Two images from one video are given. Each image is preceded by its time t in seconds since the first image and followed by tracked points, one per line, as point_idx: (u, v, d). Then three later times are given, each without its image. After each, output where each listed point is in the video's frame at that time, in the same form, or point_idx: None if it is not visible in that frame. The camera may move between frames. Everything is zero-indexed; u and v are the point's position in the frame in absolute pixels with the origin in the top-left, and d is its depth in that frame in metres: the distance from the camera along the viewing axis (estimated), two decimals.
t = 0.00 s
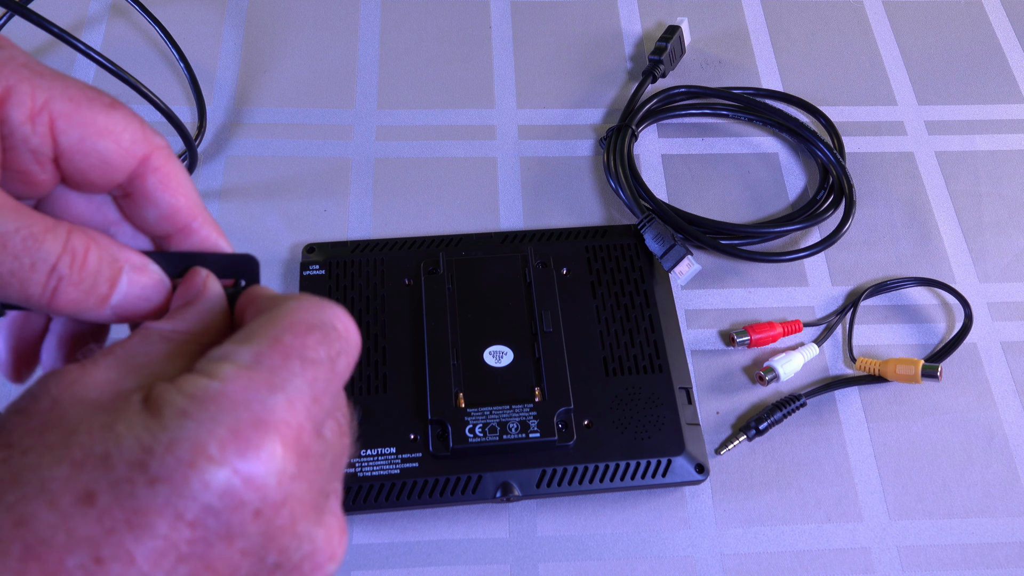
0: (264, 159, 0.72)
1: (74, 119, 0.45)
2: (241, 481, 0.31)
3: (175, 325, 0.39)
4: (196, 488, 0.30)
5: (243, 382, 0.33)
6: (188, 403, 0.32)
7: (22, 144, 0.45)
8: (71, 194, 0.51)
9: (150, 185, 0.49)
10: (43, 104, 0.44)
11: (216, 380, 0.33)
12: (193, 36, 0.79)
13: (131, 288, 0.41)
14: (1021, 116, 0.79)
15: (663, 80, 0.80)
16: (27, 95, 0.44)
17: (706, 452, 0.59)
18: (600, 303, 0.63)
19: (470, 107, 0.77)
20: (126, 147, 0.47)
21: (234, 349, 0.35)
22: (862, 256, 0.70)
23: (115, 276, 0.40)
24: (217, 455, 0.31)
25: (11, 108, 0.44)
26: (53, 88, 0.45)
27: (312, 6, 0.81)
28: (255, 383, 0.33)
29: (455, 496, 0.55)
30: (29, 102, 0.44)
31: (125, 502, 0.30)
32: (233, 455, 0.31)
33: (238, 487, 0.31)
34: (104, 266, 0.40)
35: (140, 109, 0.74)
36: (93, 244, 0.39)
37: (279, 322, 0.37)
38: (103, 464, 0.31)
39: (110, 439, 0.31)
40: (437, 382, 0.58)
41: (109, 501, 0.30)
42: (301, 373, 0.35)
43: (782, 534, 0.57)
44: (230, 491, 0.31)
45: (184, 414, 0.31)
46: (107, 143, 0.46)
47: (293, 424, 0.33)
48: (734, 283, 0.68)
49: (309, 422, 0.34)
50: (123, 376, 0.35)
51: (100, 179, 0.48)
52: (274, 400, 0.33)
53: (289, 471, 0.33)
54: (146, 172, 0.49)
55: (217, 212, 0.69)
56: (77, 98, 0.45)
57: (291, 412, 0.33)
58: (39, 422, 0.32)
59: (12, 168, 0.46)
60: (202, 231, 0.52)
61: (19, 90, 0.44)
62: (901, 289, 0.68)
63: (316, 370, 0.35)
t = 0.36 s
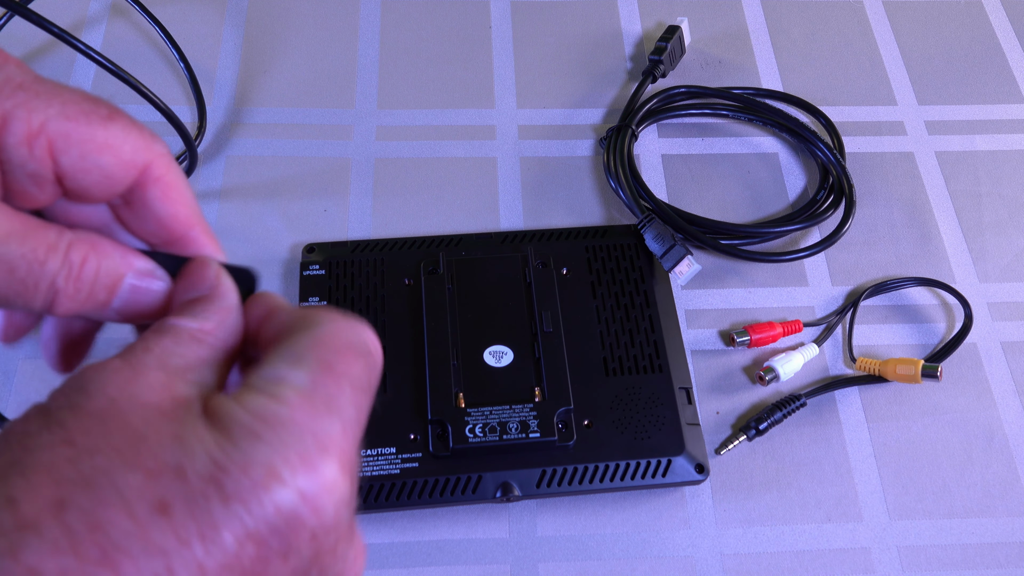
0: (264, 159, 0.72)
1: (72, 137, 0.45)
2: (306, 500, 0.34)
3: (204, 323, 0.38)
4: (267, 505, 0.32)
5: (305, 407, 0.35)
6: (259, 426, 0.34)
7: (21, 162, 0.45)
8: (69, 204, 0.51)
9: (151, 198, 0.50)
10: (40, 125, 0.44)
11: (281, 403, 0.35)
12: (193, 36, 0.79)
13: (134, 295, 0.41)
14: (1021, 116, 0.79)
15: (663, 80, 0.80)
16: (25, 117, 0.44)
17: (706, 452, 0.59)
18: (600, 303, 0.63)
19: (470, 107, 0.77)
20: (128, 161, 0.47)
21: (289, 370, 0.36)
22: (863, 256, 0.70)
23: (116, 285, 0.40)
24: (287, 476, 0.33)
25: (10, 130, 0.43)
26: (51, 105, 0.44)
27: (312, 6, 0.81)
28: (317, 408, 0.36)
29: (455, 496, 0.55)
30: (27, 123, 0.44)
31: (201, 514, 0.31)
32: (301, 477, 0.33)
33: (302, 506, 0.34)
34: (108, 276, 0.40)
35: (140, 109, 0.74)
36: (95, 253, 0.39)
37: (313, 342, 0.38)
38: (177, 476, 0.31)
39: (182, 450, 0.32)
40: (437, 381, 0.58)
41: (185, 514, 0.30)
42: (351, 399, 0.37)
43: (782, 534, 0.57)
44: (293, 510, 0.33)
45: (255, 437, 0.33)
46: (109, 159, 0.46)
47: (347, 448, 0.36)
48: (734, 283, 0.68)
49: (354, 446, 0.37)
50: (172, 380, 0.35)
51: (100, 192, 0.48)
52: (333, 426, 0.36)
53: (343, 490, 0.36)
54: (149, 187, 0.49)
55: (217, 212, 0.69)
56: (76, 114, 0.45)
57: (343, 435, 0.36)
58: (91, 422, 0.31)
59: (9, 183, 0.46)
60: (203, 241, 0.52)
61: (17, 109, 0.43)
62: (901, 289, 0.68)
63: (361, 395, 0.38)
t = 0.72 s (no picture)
0: (264, 159, 0.72)
1: (87, 109, 0.48)
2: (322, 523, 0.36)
3: (202, 330, 0.38)
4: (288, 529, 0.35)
5: (321, 440, 0.37)
6: (280, 458, 0.35)
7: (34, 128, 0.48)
8: (73, 193, 0.51)
9: (146, 184, 0.49)
10: (59, 92, 0.48)
11: (299, 437, 0.37)
12: (193, 37, 0.79)
13: (112, 278, 0.40)
14: (1021, 116, 0.79)
15: (663, 80, 0.80)
16: (48, 87, 0.48)
17: (706, 452, 0.59)
18: (600, 303, 0.63)
19: (470, 107, 0.77)
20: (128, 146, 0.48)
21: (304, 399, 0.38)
22: (863, 256, 0.70)
23: (98, 260, 0.40)
24: (308, 502, 0.35)
25: (31, 92, 0.47)
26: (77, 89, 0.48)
27: (312, 6, 0.81)
28: (329, 439, 0.38)
29: (455, 496, 0.55)
30: (47, 89, 0.48)
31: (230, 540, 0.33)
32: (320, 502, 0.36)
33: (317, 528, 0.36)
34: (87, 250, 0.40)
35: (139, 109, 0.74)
36: (80, 226, 0.41)
37: (319, 366, 0.40)
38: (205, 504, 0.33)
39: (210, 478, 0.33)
40: (437, 381, 0.58)
41: (214, 542, 0.32)
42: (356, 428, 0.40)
43: (782, 534, 0.57)
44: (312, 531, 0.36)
45: (278, 469, 0.35)
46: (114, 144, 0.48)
47: (354, 477, 0.39)
48: (734, 283, 0.68)
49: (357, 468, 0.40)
50: (190, 402, 0.35)
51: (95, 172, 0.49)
52: (343, 456, 0.38)
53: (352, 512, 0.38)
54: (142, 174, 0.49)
55: (217, 212, 0.69)
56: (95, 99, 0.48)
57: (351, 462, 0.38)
58: (117, 445, 0.32)
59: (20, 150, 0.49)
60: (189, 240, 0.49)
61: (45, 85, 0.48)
62: (901, 289, 0.68)
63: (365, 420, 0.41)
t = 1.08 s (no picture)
0: (264, 159, 0.72)
1: None
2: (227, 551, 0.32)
3: (112, 363, 0.32)
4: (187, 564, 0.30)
5: (229, 460, 0.32)
6: (182, 486, 0.30)
7: None
8: None
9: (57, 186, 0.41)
10: None
11: (203, 460, 0.31)
12: (193, 37, 0.79)
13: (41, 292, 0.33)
14: (1021, 116, 0.79)
15: (663, 80, 0.80)
16: None
17: (706, 452, 0.59)
18: (600, 303, 0.63)
19: (471, 107, 0.77)
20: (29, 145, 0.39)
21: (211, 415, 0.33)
22: (863, 256, 0.70)
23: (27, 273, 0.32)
24: (213, 529, 0.31)
25: None
26: None
27: (312, 6, 0.81)
28: (239, 461, 0.33)
29: (455, 496, 0.55)
30: None
31: None
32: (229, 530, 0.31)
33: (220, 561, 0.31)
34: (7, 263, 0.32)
35: (139, 109, 0.74)
36: None
37: (225, 381, 0.34)
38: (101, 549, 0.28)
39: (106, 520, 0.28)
40: (437, 381, 0.58)
41: None
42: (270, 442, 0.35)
43: (782, 534, 0.57)
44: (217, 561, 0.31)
45: (179, 498, 0.30)
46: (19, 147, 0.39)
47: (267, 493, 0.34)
48: (734, 283, 0.68)
49: (271, 482, 0.35)
50: (88, 429, 0.29)
51: None
52: (254, 477, 0.33)
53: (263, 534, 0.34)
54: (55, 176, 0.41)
55: (217, 212, 0.69)
56: None
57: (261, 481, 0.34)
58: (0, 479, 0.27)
59: None
60: (113, 245, 0.43)
61: None
62: (901, 289, 0.68)
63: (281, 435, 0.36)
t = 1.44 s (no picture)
0: (264, 160, 0.72)
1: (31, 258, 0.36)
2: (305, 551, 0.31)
3: (258, 398, 0.34)
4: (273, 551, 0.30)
5: (332, 464, 0.33)
6: (287, 473, 0.32)
7: None
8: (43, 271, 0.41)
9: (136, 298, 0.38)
10: None
11: (309, 459, 0.33)
12: (193, 37, 0.79)
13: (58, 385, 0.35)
14: (1021, 116, 0.79)
15: (663, 80, 0.80)
16: None
17: (706, 452, 0.59)
18: (600, 303, 0.63)
19: (471, 107, 0.77)
20: (130, 302, 0.37)
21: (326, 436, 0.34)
22: (862, 256, 0.70)
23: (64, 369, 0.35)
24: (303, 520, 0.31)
25: None
26: (55, 237, 0.37)
27: (312, 6, 0.81)
28: (340, 469, 0.34)
29: (456, 496, 0.55)
30: None
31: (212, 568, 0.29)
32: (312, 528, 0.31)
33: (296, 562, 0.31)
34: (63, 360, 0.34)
35: (140, 109, 0.74)
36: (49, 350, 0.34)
37: (341, 418, 0.36)
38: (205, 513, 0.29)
39: (217, 491, 0.29)
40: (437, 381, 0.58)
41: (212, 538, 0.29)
42: (365, 471, 0.35)
43: (782, 534, 0.57)
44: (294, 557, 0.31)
45: (283, 480, 0.31)
46: (124, 313, 0.38)
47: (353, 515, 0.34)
48: (734, 283, 0.68)
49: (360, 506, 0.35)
50: (224, 423, 0.32)
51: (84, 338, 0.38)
52: (348, 488, 0.34)
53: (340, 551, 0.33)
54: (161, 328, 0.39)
55: (217, 212, 0.69)
56: (82, 245, 0.37)
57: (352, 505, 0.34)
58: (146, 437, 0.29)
59: None
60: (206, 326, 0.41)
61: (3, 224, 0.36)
62: (901, 289, 0.68)
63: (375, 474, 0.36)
